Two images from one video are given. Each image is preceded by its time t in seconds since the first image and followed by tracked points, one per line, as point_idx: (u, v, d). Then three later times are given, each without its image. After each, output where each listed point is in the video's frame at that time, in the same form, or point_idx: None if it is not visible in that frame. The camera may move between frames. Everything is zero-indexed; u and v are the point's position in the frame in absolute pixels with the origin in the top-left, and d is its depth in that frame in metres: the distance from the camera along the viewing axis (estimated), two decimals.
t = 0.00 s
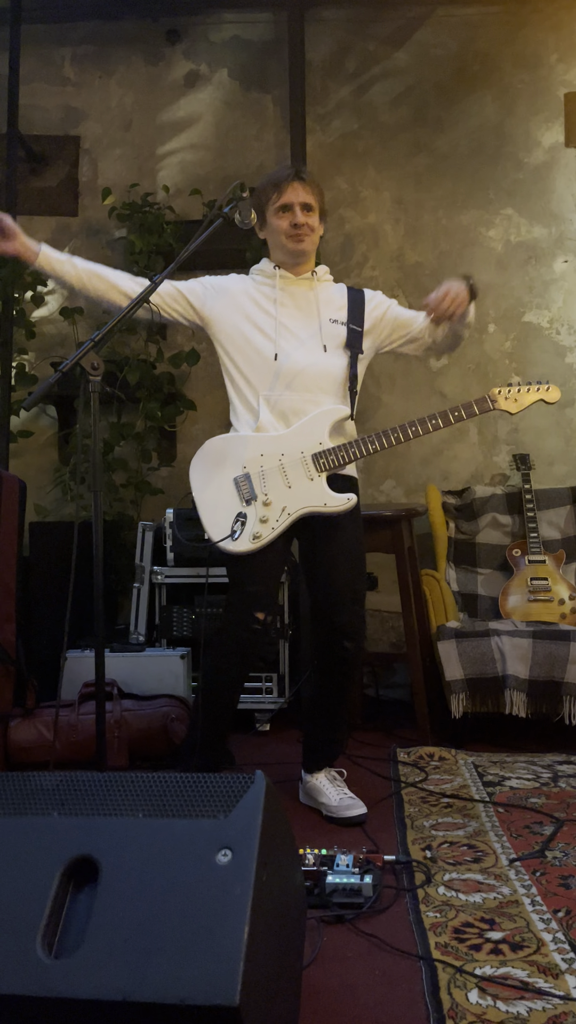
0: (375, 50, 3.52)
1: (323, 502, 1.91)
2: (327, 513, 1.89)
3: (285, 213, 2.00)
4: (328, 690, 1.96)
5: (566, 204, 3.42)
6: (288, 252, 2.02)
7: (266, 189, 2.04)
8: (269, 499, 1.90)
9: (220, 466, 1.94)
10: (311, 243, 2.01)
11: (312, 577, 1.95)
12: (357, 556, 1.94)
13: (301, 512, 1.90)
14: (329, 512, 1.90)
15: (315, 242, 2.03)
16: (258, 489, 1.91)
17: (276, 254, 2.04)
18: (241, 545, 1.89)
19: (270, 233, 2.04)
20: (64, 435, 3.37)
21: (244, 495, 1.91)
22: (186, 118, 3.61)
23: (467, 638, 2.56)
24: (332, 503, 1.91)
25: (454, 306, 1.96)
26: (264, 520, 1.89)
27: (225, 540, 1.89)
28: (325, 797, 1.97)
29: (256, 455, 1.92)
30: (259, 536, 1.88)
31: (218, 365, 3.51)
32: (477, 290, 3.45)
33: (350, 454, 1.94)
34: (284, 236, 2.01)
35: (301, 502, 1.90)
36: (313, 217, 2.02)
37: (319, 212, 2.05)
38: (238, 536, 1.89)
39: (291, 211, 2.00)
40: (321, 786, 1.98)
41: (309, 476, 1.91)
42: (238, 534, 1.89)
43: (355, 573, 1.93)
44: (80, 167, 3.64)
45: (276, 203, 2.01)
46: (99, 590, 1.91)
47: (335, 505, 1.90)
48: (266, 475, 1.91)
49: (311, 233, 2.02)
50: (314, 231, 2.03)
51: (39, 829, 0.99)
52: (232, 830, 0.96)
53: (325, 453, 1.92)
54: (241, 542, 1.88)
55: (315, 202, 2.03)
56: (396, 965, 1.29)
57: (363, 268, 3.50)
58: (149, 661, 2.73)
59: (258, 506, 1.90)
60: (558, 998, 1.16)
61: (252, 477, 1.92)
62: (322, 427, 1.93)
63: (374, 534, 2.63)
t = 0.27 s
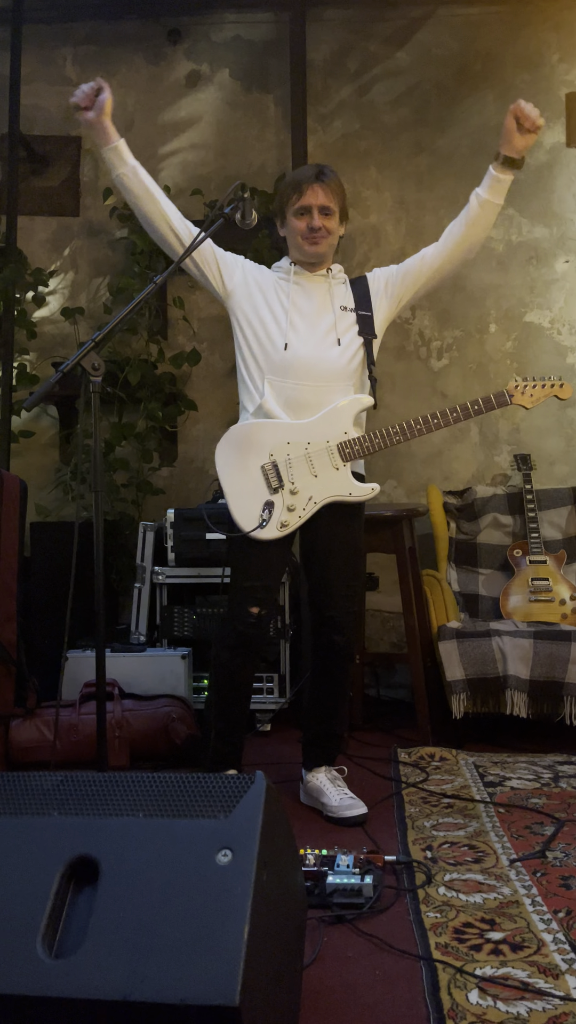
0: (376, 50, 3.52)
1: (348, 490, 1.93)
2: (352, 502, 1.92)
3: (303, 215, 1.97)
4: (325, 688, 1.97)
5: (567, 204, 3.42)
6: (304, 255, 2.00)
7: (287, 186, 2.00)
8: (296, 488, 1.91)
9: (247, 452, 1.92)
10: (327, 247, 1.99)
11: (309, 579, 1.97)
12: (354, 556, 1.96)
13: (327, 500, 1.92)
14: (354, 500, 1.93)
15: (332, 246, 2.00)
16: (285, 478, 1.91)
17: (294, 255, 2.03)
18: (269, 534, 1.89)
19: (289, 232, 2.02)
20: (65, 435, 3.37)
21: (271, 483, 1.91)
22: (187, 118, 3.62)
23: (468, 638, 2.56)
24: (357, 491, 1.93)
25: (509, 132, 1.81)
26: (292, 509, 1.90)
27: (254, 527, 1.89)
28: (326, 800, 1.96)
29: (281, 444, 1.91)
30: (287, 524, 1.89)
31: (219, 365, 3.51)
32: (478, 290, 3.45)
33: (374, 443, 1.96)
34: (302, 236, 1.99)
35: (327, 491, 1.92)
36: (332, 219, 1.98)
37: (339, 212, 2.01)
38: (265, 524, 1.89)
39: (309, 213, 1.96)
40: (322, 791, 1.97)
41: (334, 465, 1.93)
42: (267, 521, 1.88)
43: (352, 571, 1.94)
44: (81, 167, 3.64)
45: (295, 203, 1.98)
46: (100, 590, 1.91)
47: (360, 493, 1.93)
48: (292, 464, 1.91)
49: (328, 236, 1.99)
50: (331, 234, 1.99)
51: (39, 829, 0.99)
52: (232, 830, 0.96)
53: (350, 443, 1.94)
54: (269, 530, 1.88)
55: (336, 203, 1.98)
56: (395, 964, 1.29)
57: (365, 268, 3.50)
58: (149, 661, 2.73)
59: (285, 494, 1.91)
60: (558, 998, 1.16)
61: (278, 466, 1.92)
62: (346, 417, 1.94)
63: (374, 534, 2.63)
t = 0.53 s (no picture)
0: (376, 52, 3.53)
1: (354, 489, 1.92)
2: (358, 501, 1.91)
3: (308, 226, 1.98)
4: (326, 690, 1.97)
5: (566, 205, 3.42)
6: (308, 266, 2.01)
7: (294, 196, 2.01)
8: (301, 488, 1.90)
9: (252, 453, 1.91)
10: (332, 258, 2.00)
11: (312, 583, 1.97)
12: (357, 560, 1.96)
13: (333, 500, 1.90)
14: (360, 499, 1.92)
15: (337, 258, 2.01)
16: (290, 479, 1.90)
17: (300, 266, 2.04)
18: (274, 534, 1.87)
19: (295, 243, 2.03)
20: (65, 436, 3.37)
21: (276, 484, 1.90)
22: (187, 120, 3.62)
23: (468, 639, 2.56)
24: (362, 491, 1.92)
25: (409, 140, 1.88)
26: (297, 509, 1.89)
27: (259, 528, 1.87)
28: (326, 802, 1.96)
29: (285, 445, 1.90)
30: (292, 524, 1.88)
31: (219, 366, 3.51)
32: (477, 291, 3.45)
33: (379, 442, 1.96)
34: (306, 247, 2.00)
35: (332, 491, 1.91)
36: (337, 230, 1.99)
37: (345, 223, 2.01)
38: (271, 525, 1.87)
39: (314, 225, 1.97)
40: (321, 793, 1.97)
41: (339, 464, 1.92)
42: (272, 521, 1.87)
43: (354, 574, 1.94)
44: (81, 168, 3.64)
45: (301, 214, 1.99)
46: (99, 592, 1.91)
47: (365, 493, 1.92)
48: (297, 465, 1.90)
49: (333, 248, 1.99)
50: (336, 245, 2.00)
51: (37, 831, 0.99)
52: (230, 833, 0.96)
53: (354, 442, 1.93)
54: (275, 530, 1.87)
55: (342, 214, 1.99)
56: (395, 966, 1.29)
57: (364, 269, 3.50)
58: (149, 662, 2.73)
59: (290, 495, 1.89)
60: (557, 1000, 1.16)
61: (282, 466, 1.91)
62: (350, 416, 1.94)
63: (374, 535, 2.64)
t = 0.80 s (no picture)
0: (375, 54, 3.53)
1: (356, 494, 1.92)
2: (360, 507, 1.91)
3: (306, 236, 1.98)
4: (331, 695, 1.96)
5: (565, 208, 3.43)
6: (306, 275, 2.01)
7: (292, 207, 2.01)
8: (303, 494, 1.89)
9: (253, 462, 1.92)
10: (329, 268, 2.00)
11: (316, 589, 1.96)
12: (360, 565, 1.94)
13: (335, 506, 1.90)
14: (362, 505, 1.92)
15: (335, 268, 2.01)
16: (291, 486, 1.90)
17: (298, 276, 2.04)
18: (277, 540, 1.87)
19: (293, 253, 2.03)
20: (64, 437, 3.37)
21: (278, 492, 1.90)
22: (186, 122, 3.63)
23: (467, 641, 2.56)
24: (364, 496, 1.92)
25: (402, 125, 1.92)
26: (299, 516, 1.88)
27: (260, 536, 1.87)
28: (325, 805, 1.96)
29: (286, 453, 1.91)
30: (295, 530, 1.87)
31: (218, 368, 3.51)
32: (476, 294, 3.45)
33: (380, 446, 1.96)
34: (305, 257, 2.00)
35: (334, 496, 1.91)
36: (335, 241, 1.99)
37: (343, 233, 2.02)
38: (274, 532, 1.87)
39: (312, 235, 1.97)
40: (320, 796, 1.97)
41: (341, 471, 1.93)
42: (275, 528, 1.86)
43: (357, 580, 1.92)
44: (80, 170, 3.65)
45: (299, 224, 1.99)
46: (98, 594, 1.91)
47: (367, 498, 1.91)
48: (298, 472, 1.91)
49: (330, 258, 1.99)
50: (334, 255, 2.00)
51: (35, 832, 0.99)
52: (228, 834, 0.96)
53: (355, 449, 1.94)
54: (277, 536, 1.86)
55: (340, 226, 1.99)
56: (393, 969, 1.29)
57: (363, 272, 3.51)
58: (147, 664, 2.73)
59: (292, 502, 1.89)
60: (555, 1003, 1.16)
61: (284, 474, 1.91)
62: (351, 423, 1.95)
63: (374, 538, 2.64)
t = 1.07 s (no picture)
0: (375, 59, 3.54)
1: (352, 489, 1.93)
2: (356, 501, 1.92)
3: (301, 220, 2.00)
4: (324, 693, 1.98)
5: (564, 212, 3.44)
6: (301, 260, 2.01)
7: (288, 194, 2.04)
8: (299, 491, 1.91)
9: (250, 457, 1.92)
10: (324, 251, 2.00)
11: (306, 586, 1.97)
12: (352, 563, 1.96)
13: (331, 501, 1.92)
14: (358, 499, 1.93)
15: (330, 251, 2.01)
16: (287, 482, 1.91)
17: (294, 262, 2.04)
18: (275, 536, 1.89)
19: (288, 239, 2.04)
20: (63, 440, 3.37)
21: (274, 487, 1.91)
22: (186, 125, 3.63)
23: (465, 644, 2.56)
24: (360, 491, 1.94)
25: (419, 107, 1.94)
26: (296, 512, 1.90)
27: (258, 533, 1.89)
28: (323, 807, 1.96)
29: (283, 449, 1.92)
30: (292, 527, 1.89)
31: (217, 371, 3.52)
32: (475, 297, 3.46)
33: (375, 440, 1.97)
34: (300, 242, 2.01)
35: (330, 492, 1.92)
36: (330, 224, 2.00)
37: (338, 217, 2.03)
38: (271, 529, 1.89)
39: (306, 219, 1.99)
40: (318, 798, 1.97)
41: (337, 466, 1.94)
42: (272, 524, 1.88)
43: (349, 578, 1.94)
44: (80, 173, 3.65)
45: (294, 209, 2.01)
46: (97, 597, 1.91)
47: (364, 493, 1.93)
48: (295, 468, 1.91)
49: (325, 241, 2.00)
50: (329, 238, 2.01)
51: (34, 834, 0.99)
52: (227, 836, 0.96)
53: (351, 443, 1.94)
54: (275, 533, 1.88)
55: (334, 210, 2.01)
56: (391, 973, 1.29)
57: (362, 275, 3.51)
58: (146, 667, 2.73)
59: (289, 498, 1.90)
60: (552, 1005, 1.16)
61: (281, 469, 1.92)
62: (348, 416, 1.95)
63: (372, 541, 2.64)
